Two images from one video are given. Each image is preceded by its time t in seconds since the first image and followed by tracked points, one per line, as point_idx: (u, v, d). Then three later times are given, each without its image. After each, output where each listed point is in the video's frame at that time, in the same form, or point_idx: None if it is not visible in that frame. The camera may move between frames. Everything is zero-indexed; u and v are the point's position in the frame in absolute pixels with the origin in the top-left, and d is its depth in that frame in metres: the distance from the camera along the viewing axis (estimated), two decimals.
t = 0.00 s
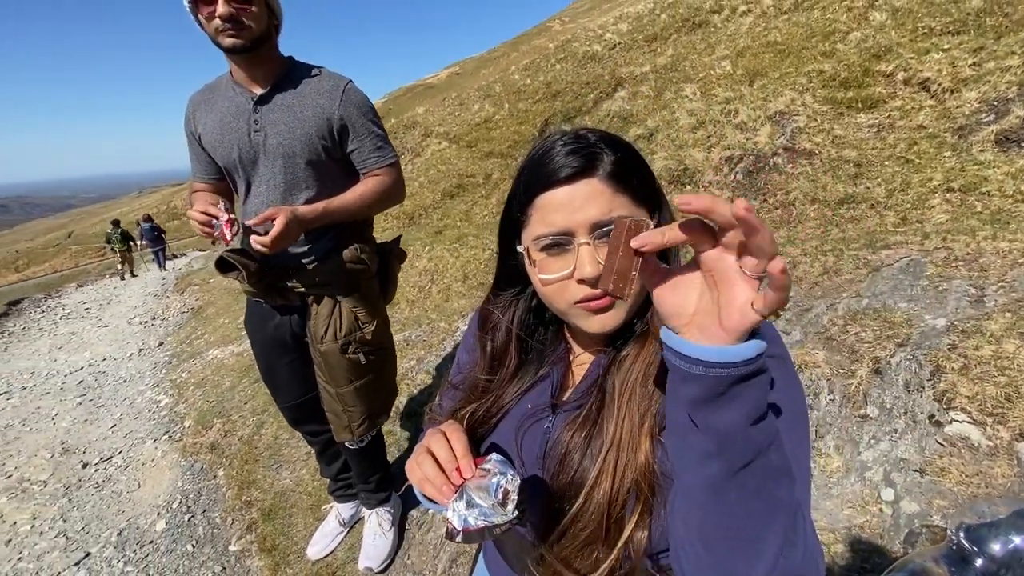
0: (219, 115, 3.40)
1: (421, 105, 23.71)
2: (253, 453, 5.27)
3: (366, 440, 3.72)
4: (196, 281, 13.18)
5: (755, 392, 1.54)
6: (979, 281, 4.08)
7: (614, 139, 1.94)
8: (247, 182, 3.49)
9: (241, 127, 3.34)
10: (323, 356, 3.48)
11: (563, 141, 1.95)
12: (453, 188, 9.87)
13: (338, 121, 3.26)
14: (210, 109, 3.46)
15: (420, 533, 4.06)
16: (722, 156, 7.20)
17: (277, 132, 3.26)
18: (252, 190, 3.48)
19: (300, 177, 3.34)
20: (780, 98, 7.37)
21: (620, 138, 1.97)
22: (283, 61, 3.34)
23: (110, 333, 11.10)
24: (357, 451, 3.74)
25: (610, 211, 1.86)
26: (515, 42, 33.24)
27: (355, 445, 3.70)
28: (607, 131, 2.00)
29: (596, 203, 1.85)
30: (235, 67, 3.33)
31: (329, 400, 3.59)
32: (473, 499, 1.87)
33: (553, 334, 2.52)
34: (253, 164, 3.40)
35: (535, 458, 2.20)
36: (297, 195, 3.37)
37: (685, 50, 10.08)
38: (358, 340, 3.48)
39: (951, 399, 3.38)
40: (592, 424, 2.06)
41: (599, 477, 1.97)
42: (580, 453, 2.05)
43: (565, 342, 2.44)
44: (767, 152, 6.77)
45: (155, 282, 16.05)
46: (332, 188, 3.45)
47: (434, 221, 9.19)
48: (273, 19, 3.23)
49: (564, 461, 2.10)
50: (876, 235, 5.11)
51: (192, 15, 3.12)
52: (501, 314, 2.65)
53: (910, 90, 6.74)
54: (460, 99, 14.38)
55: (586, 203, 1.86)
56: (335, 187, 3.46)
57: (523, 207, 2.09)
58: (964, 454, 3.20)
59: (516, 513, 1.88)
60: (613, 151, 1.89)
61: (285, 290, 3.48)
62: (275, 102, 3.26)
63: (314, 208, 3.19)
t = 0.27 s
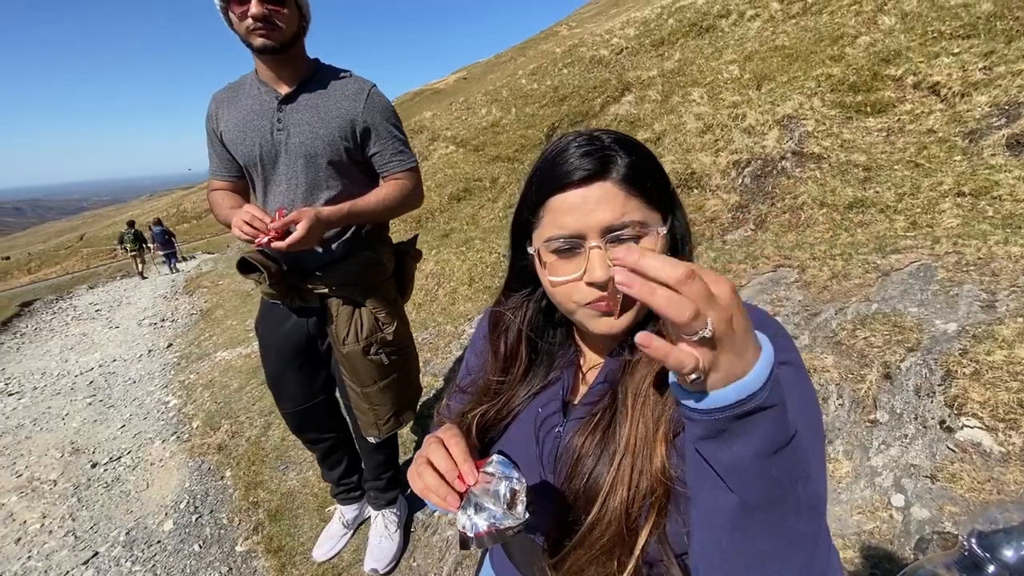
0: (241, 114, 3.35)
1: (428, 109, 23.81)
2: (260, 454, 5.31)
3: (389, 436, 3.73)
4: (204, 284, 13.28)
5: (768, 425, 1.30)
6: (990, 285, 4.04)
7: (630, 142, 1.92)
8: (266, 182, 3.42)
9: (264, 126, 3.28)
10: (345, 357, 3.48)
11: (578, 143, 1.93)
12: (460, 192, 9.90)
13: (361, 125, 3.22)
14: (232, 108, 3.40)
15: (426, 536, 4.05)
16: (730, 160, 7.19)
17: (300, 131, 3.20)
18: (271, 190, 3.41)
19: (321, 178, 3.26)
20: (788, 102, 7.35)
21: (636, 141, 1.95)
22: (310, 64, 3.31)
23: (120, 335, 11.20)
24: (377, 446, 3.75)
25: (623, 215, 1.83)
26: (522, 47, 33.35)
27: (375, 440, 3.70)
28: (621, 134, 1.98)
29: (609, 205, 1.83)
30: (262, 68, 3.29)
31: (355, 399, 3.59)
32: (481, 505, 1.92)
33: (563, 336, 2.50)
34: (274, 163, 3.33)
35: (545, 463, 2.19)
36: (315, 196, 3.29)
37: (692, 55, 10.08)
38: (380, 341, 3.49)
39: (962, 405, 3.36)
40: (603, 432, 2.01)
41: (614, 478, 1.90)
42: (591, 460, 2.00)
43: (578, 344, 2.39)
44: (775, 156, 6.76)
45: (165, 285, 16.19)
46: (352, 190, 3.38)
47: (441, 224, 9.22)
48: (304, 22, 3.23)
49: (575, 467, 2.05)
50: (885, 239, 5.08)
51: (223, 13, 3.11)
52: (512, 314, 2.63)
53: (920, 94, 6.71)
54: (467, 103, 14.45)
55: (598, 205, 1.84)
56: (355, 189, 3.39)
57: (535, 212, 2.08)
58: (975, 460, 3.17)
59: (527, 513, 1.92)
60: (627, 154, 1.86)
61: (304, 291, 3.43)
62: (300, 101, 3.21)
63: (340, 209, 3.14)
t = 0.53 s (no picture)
0: (257, 117, 3.38)
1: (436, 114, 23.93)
2: (267, 456, 5.34)
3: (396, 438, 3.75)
4: (213, 286, 13.39)
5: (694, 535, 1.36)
6: (1003, 291, 4.00)
7: (649, 144, 1.82)
8: (280, 184, 3.44)
9: (279, 129, 3.31)
10: (354, 361, 3.48)
11: (598, 139, 1.82)
12: (467, 195, 9.92)
13: (376, 129, 3.23)
14: (249, 110, 3.43)
15: (431, 539, 4.05)
16: (737, 164, 7.17)
17: (315, 135, 3.22)
18: (285, 192, 3.43)
19: (334, 181, 3.28)
20: (797, 106, 7.32)
21: (655, 143, 1.85)
22: (329, 69, 3.35)
23: (129, 336, 11.31)
24: (384, 449, 3.77)
25: (629, 219, 1.73)
26: (530, 53, 33.48)
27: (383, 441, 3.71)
28: (639, 134, 1.88)
29: (619, 207, 1.73)
30: (280, 72, 3.33)
31: (363, 402, 3.61)
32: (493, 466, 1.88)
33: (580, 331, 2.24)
34: (288, 166, 3.35)
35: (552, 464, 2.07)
36: (329, 200, 3.30)
37: (700, 59, 10.07)
38: (388, 346, 3.49)
39: (974, 412, 3.33)
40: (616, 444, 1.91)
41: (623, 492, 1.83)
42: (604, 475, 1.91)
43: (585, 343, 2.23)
44: (784, 160, 6.73)
45: (174, 286, 16.34)
46: (366, 194, 3.39)
47: (448, 227, 9.24)
48: (325, 27, 3.27)
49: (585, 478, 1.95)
50: (896, 244, 5.04)
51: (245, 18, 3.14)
52: (525, 304, 2.36)
53: (930, 98, 6.66)
54: (474, 107, 14.50)
55: (605, 206, 1.75)
56: (368, 193, 3.40)
57: (541, 205, 1.97)
58: (988, 468, 3.13)
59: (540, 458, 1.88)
60: (643, 157, 1.76)
61: (316, 294, 3.47)
62: (315, 105, 3.23)
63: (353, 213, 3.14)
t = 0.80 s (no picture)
0: (269, 115, 3.41)
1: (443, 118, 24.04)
2: (273, 456, 5.36)
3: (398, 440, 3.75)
4: (222, 287, 13.49)
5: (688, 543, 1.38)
6: (1015, 295, 3.96)
7: (664, 143, 1.77)
8: (288, 182, 3.47)
9: (289, 127, 3.33)
10: (354, 362, 3.50)
11: (615, 136, 1.79)
12: (475, 198, 9.94)
13: (383, 129, 3.25)
14: (262, 108, 3.47)
15: (437, 540, 4.05)
16: (746, 167, 7.15)
17: (323, 134, 3.25)
18: (293, 189, 3.45)
19: (341, 180, 3.31)
20: (806, 110, 7.29)
21: (670, 142, 1.80)
22: (341, 69, 3.38)
23: (139, 336, 11.42)
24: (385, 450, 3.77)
25: (630, 223, 1.71)
26: (538, 57, 33.55)
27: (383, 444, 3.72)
28: (658, 131, 1.81)
29: (622, 209, 1.71)
30: (292, 71, 3.35)
31: (362, 403, 3.62)
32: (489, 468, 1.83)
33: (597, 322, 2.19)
34: (296, 163, 3.38)
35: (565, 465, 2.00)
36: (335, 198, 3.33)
37: (708, 63, 10.06)
38: (387, 349, 3.49)
39: (988, 416, 3.29)
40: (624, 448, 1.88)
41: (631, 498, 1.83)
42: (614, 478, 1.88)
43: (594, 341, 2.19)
44: (793, 164, 6.71)
45: (183, 288, 16.48)
46: (373, 193, 3.40)
47: (455, 230, 9.27)
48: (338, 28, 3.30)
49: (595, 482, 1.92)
50: (907, 247, 5.00)
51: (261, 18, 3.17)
52: (536, 296, 2.34)
53: (942, 101, 6.61)
54: (482, 111, 14.55)
55: (609, 208, 1.73)
56: (375, 193, 3.42)
57: (551, 199, 1.95)
58: (1002, 474, 3.09)
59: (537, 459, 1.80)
60: (653, 159, 1.71)
61: (317, 293, 3.50)
62: (325, 104, 3.26)
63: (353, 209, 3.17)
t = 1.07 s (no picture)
0: (285, 121, 3.43)
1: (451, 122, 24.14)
2: (280, 459, 5.38)
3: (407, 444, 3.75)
4: (231, 290, 13.58)
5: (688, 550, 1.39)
6: None
7: (674, 155, 1.76)
8: (302, 186, 3.48)
9: (304, 132, 3.36)
10: (365, 366, 3.50)
11: (624, 147, 1.78)
12: (482, 203, 9.96)
13: (395, 134, 3.25)
14: (278, 114, 3.49)
15: (442, 546, 4.04)
16: (754, 173, 7.12)
17: (336, 138, 3.26)
18: (306, 193, 3.46)
19: (353, 184, 3.31)
20: (815, 116, 7.25)
21: (681, 154, 1.78)
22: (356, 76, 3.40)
23: (149, 338, 11.51)
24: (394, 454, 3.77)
25: (634, 236, 1.70)
26: (546, 62, 33.63)
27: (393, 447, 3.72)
28: (670, 143, 1.80)
29: (624, 221, 1.70)
30: (308, 78, 3.39)
31: (373, 407, 3.62)
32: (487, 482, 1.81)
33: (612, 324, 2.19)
34: (310, 168, 3.40)
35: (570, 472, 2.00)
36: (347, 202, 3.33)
37: (716, 68, 10.04)
38: (397, 353, 3.49)
39: (1001, 428, 3.25)
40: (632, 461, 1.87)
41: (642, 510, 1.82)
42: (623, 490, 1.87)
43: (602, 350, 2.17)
44: (802, 170, 6.68)
45: (193, 290, 16.60)
46: (384, 198, 3.40)
47: (462, 234, 9.28)
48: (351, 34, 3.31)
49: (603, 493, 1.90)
50: (918, 255, 4.95)
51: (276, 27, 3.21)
52: (546, 301, 2.33)
53: (954, 107, 6.55)
54: (490, 116, 14.59)
55: (613, 220, 1.71)
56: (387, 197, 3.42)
57: (561, 207, 1.94)
58: (1015, 487, 3.05)
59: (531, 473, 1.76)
60: (659, 172, 1.70)
61: (330, 296, 3.51)
62: (339, 110, 3.28)
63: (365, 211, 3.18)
